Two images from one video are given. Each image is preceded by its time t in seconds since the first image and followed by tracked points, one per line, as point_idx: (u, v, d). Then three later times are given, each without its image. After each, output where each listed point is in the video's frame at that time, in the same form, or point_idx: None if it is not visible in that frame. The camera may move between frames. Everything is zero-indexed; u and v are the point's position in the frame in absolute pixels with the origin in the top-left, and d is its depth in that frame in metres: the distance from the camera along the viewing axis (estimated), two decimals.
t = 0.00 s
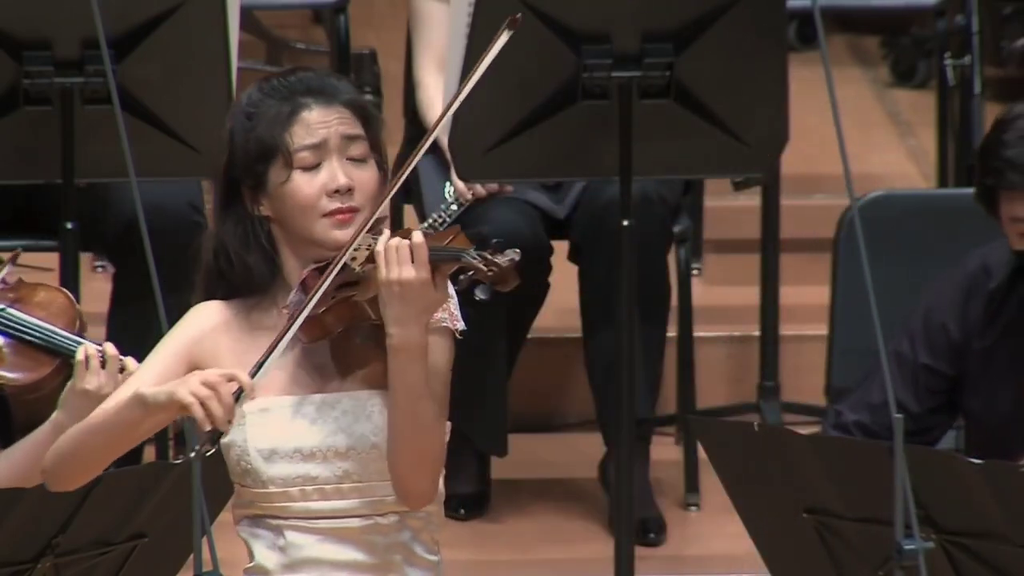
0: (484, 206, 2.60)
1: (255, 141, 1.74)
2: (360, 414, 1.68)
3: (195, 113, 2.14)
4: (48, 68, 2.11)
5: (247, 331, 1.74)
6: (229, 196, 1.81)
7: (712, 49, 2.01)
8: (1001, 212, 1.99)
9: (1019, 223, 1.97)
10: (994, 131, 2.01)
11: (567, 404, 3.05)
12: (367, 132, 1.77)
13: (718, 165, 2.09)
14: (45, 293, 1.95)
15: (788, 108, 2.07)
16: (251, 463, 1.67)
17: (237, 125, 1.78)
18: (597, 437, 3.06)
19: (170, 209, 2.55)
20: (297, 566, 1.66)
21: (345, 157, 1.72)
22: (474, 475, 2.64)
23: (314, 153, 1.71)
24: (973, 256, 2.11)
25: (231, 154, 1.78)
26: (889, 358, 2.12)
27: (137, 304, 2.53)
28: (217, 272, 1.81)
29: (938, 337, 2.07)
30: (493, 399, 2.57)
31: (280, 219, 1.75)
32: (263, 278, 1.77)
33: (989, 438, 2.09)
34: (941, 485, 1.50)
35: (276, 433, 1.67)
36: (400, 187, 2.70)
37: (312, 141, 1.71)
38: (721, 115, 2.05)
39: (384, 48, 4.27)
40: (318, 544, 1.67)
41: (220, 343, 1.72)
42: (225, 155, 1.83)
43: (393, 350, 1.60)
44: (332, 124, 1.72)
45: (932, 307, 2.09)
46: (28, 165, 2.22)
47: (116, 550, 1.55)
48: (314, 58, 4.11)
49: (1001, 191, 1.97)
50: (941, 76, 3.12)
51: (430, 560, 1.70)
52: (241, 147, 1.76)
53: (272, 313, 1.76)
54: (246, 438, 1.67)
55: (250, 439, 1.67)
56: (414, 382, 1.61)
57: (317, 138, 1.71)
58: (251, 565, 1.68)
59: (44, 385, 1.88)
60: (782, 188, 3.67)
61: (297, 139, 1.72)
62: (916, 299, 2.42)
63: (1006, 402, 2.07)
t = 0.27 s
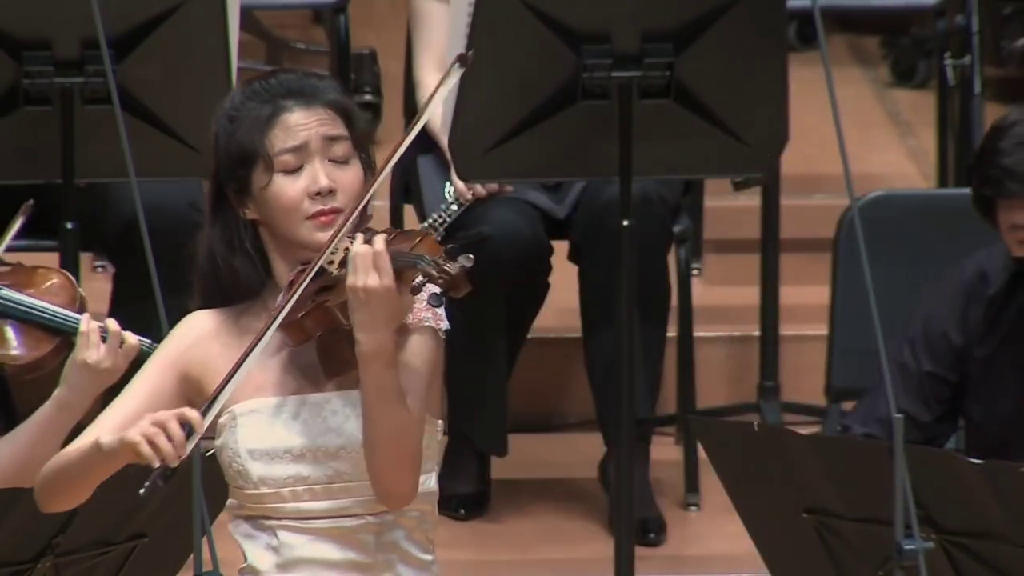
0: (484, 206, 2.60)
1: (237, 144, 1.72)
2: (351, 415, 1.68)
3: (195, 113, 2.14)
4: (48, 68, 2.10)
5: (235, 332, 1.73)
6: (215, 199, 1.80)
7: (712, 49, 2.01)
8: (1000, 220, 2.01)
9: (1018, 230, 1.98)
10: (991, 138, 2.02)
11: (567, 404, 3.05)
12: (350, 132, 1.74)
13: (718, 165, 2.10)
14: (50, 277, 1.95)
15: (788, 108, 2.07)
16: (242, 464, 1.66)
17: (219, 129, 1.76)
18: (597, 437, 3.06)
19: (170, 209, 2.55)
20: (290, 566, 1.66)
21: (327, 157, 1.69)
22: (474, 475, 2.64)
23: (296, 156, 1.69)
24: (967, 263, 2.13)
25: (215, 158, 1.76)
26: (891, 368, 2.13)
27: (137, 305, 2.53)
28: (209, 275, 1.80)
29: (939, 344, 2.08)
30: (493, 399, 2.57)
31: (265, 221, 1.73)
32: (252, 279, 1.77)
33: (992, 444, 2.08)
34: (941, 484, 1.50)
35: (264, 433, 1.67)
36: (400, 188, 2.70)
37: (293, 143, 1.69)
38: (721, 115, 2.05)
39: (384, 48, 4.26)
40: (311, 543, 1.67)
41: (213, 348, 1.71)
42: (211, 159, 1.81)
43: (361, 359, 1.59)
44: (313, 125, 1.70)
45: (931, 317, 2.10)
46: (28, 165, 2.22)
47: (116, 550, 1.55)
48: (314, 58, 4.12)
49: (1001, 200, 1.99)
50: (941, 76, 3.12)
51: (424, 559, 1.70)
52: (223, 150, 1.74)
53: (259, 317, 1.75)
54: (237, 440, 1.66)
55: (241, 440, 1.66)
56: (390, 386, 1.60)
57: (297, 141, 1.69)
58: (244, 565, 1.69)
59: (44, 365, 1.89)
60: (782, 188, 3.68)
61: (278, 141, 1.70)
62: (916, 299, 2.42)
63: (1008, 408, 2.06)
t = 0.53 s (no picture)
0: (484, 206, 2.60)
1: (224, 148, 1.72)
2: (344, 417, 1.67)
3: (195, 113, 2.14)
4: (48, 68, 2.10)
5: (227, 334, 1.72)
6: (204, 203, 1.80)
7: (712, 49, 2.01)
8: (994, 221, 2.01)
9: (1013, 231, 1.98)
10: (983, 140, 2.04)
11: (567, 404, 3.05)
12: (339, 133, 1.75)
13: (718, 165, 2.10)
14: (52, 279, 1.94)
15: (788, 108, 2.07)
16: (237, 466, 1.66)
17: (207, 133, 1.76)
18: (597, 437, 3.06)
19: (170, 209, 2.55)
20: (286, 567, 1.66)
21: (314, 159, 1.70)
22: (474, 475, 2.63)
23: (282, 158, 1.69)
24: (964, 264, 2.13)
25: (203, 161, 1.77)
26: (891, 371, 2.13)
27: (137, 305, 2.53)
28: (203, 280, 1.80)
29: (938, 346, 2.08)
30: (493, 399, 2.57)
31: (256, 224, 1.73)
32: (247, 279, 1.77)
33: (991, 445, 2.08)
34: (941, 484, 1.50)
35: (258, 435, 1.66)
36: (400, 188, 2.70)
37: (280, 145, 1.69)
38: (721, 115, 2.05)
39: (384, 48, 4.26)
40: (306, 545, 1.67)
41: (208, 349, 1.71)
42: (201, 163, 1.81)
43: (334, 368, 1.57)
44: (299, 127, 1.70)
45: (931, 318, 2.10)
46: (28, 165, 2.22)
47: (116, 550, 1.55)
48: (314, 59, 4.12)
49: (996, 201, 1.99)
50: (941, 76, 3.13)
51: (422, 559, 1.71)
52: (210, 154, 1.74)
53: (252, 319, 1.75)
54: (232, 442, 1.66)
55: (234, 443, 1.66)
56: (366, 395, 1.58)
57: (284, 143, 1.69)
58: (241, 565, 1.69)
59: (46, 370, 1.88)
60: (783, 188, 3.68)
61: (264, 144, 1.70)
62: (916, 299, 2.42)
63: (1006, 409, 2.06)
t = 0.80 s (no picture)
0: (484, 206, 2.60)
1: (225, 151, 1.71)
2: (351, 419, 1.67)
3: (195, 113, 2.14)
4: (48, 68, 2.10)
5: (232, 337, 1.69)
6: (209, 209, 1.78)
7: (712, 49, 2.01)
8: (983, 214, 1.97)
9: (1001, 223, 1.94)
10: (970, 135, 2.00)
11: (567, 404, 3.05)
12: (341, 133, 1.73)
13: (718, 165, 2.10)
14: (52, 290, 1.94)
15: (788, 108, 2.08)
16: (245, 469, 1.65)
17: (209, 137, 1.75)
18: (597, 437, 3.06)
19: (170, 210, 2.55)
20: (295, 568, 1.67)
21: (315, 161, 1.69)
22: (474, 475, 2.63)
23: (283, 161, 1.68)
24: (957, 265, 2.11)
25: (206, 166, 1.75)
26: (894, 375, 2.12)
27: (137, 305, 2.53)
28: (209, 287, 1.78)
29: (931, 346, 2.07)
30: (493, 400, 2.57)
31: (259, 228, 1.71)
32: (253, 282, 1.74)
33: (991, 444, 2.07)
34: (940, 484, 1.50)
35: (263, 440, 1.65)
36: (400, 188, 2.70)
37: (281, 148, 1.68)
38: (720, 114, 2.05)
39: (384, 48, 4.26)
40: (314, 547, 1.67)
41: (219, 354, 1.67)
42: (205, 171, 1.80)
43: (322, 381, 1.57)
44: (300, 129, 1.69)
45: (928, 316, 2.09)
46: (28, 165, 2.23)
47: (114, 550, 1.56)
48: (314, 59, 4.12)
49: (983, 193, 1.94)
50: (941, 76, 3.13)
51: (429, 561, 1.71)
52: (212, 158, 1.73)
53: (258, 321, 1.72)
54: (238, 445, 1.65)
55: (239, 446, 1.65)
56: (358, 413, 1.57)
57: (285, 145, 1.68)
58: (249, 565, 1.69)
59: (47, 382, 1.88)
60: (782, 187, 3.68)
61: (266, 148, 1.69)
62: (915, 299, 2.42)
63: (1002, 409, 2.05)
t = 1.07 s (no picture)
0: (484, 206, 2.60)
1: (273, 154, 1.68)
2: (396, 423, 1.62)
3: (196, 113, 2.14)
4: (48, 68, 2.10)
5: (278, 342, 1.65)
6: (253, 216, 1.74)
7: (712, 49, 2.01)
8: (967, 203, 1.97)
9: (984, 210, 1.94)
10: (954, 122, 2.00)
11: (567, 404, 3.06)
12: (391, 139, 1.69)
13: (718, 166, 2.10)
14: (47, 282, 1.94)
15: (788, 108, 2.08)
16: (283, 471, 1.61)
17: (256, 142, 1.72)
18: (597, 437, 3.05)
19: (170, 209, 2.55)
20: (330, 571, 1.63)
21: (365, 163, 1.65)
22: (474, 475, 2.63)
23: (334, 164, 1.64)
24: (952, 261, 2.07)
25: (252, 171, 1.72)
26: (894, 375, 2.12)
27: (136, 305, 2.53)
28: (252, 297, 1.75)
29: (924, 345, 2.06)
30: (493, 400, 2.57)
31: (307, 231, 1.67)
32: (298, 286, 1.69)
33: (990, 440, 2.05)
34: (940, 484, 1.50)
35: (306, 443, 1.61)
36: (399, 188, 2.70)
37: (332, 150, 1.64)
38: (720, 114, 2.05)
39: (384, 48, 4.26)
40: (350, 550, 1.62)
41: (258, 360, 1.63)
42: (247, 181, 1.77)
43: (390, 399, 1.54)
44: (351, 132, 1.65)
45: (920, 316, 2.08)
46: (28, 165, 2.23)
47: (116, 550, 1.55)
48: (314, 59, 4.12)
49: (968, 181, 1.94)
50: (941, 76, 3.13)
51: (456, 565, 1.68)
52: (260, 161, 1.69)
53: (300, 321, 1.68)
54: (277, 447, 1.61)
55: (282, 449, 1.61)
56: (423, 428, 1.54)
57: (336, 148, 1.65)
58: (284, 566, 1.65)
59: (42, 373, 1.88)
60: (782, 187, 3.68)
61: (317, 150, 1.65)
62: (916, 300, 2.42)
63: (993, 406, 2.03)
